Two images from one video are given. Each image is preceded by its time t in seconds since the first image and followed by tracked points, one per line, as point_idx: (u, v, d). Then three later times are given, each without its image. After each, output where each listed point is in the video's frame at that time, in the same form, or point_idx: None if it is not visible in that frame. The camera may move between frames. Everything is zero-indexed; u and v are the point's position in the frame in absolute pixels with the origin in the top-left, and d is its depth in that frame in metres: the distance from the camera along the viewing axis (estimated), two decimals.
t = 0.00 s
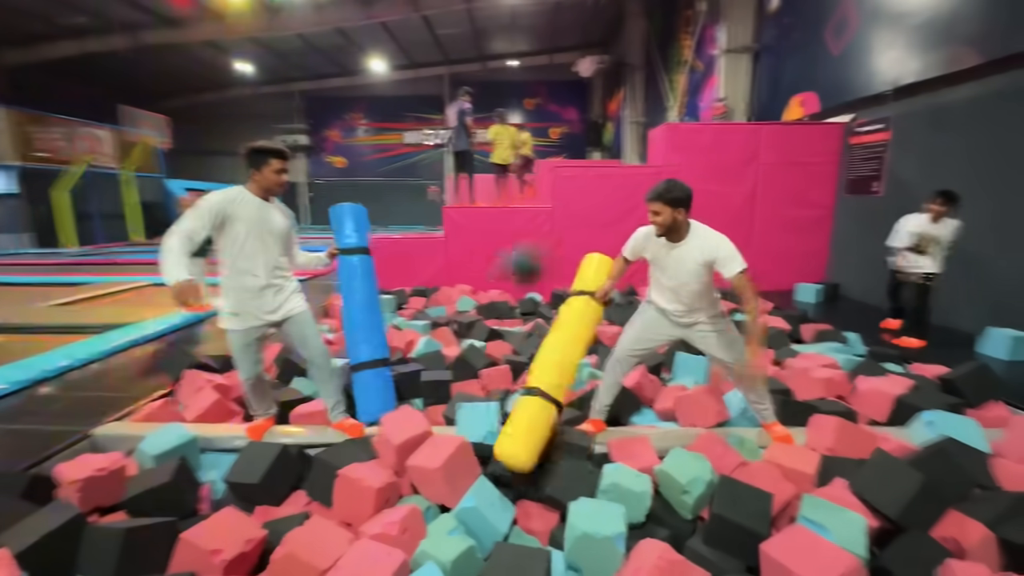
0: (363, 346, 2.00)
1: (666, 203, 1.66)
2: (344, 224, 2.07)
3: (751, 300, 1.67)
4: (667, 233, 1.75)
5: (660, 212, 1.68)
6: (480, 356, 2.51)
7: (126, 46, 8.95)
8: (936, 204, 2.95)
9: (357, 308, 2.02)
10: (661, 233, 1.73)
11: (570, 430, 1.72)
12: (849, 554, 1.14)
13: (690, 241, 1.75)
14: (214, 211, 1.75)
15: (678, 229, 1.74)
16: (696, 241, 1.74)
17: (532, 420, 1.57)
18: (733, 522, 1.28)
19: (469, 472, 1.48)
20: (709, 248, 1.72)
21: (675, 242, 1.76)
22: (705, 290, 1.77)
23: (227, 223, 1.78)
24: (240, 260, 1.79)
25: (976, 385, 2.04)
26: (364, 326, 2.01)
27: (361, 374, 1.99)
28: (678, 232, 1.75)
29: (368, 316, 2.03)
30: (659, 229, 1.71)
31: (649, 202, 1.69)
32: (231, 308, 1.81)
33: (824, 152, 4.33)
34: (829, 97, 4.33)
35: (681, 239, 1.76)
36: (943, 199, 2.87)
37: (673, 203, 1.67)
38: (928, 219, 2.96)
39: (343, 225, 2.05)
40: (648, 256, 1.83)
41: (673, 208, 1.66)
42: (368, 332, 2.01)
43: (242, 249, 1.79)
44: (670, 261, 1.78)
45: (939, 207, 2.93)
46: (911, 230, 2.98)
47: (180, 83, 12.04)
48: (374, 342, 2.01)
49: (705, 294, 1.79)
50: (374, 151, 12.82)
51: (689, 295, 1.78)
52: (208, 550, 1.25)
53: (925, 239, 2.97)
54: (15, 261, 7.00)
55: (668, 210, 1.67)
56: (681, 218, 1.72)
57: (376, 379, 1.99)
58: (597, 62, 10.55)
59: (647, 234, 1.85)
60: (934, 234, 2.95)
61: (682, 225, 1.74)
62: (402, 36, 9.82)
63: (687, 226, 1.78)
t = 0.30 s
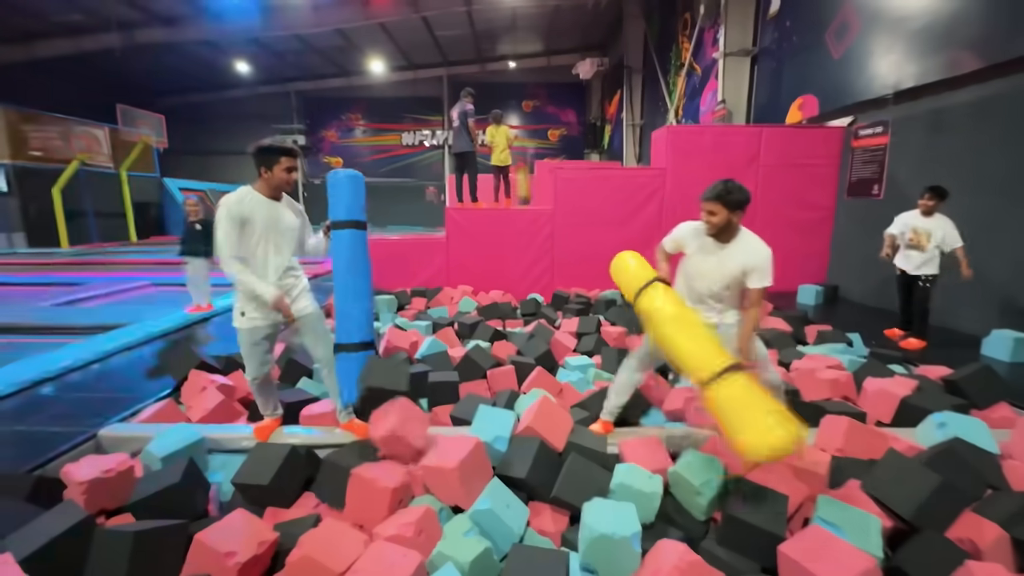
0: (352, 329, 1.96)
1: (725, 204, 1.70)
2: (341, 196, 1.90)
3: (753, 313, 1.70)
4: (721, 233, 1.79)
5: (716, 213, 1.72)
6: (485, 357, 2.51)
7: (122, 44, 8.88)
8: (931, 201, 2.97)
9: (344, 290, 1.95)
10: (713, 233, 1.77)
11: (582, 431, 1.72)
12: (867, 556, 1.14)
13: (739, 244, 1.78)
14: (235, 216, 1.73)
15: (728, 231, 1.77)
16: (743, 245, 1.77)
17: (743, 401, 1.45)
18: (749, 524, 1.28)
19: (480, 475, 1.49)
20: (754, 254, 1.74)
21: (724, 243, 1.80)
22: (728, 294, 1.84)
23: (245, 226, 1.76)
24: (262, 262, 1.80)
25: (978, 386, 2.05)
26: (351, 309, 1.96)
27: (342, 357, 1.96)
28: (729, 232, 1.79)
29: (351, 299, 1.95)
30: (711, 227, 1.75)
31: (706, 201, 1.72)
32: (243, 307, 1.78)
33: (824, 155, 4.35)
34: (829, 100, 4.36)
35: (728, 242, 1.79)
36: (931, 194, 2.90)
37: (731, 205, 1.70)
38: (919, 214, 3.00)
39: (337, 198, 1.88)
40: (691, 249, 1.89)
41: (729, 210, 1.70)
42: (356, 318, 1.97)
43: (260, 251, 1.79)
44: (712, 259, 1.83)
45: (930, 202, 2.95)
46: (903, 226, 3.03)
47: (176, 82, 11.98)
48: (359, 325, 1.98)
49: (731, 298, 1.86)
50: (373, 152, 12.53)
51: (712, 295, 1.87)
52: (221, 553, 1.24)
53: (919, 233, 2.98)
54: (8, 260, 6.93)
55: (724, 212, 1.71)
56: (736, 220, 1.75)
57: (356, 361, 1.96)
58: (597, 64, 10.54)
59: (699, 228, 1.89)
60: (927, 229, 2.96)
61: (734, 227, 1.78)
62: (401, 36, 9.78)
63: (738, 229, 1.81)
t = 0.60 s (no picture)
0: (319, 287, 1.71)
1: (728, 204, 1.72)
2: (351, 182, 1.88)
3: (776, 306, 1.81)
4: (726, 232, 1.80)
5: (720, 213, 1.74)
6: (485, 359, 2.55)
7: (126, 44, 8.95)
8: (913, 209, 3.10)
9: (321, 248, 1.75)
10: (718, 233, 1.79)
11: (580, 431, 1.75)
12: (855, 552, 1.17)
13: (745, 241, 1.81)
14: (248, 221, 1.76)
15: (733, 230, 1.79)
16: (750, 243, 1.80)
17: (805, 406, 1.63)
18: (741, 521, 1.32)
19: (480, 473, 1.52)
20: (760, 250, 1.78)
21: (730, 241, 1.81)
22: (739, 289, 1.86)
23: (262, 228, 1.80)
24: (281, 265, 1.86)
25: (971, 390, 2.08)
26: (321, 266, 1.73)
27: (293, 305, 1.66)
28: (734, 231, 1.80)
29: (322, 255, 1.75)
30: (716, 228, 1.77)
31: (710, 201, 1.74)
32: (253, 309, 1.82)
33: (822, 161, 4.38)
34: (827, 106, 4.40)
35: (734, 241, 1.81)
36: (909, 201, 3.04)
37: (734, 205, 1.73)
38: (905, 222, 3.13)
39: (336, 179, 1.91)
40: (695, 250, 1.90)
41: (733, 210, 1.72)
42: (321, 271, 1.72)
43: (274, 254, 1.85)
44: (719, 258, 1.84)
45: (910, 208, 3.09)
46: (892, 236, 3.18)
47: (179, 83, 12.03)
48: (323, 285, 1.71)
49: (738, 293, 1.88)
50: (374, 154, 12.65)
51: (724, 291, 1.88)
52: (226, 546, 1.27)
53: (905, 239, 3.10)
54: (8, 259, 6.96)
55: (729, 212, 1.73)
56: (739, 219, 1.77)
57: (303, 313, 1.65)
58: (598, 68, 10.60)
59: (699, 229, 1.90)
60: (912, 235, 3.07)
61: (739, 226, 1.79)
62: (403, 39, 9.84)
63: (742, 227, 1.83)
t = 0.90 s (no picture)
0: (307, 287, 1.80)
1: (707, 190, 1.81)
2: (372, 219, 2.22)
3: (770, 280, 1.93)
4: (704, 219, 1.89)
5: (699, 199, 1.84)
6: (483, 349, 2.64)
7: (127, 34, 8.95)
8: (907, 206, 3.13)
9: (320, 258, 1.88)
10: (698, 220, 1.88)
11: (574, 418, 1.84)
12: (825, 529, 1.26)
13: (725, 227, 1.90)
14: (244, 219, 1.91)
15: (714, 216, 1.88)
16: (730, 228, 1.89)
17: (788, 367, 1.81)
18: (721, 501, 1.40)
19: (477, 456, 1.61)
20: (741, 233, 1.87)
21: (712, 227, 1.90)
22: (727, 275, 1.94)
23: (255, 229, 1.94)
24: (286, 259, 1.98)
25: (950, 382, 2.17)
26: (313, 272, 1.84)
27: (272, 295, 1.75)
28: (714, 218, 1.90)
29: (326, 268, 1.87)
30: (695, 214, 1.87)
31: (690, 188, 1.84)
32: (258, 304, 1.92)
33: (817, 157, 4.45)
34: (824, 103, 4.46)
35: (715, 227, 1.90)
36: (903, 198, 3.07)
37: (712, 193, 1.82)
38: (898, 218, 3.15)
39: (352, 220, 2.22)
40: (685, 240, 1.97)
41: (712, 196, 1.82)
42: (315, 280, 1.83)
43: (275, 248, 1.96)
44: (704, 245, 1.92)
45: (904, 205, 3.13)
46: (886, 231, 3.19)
47: (179, 73, 12.02)
48: (313, 288, 1.82)
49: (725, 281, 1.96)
50: (373, 146, 12.80)
51: (714, 280, 1.95)
52: (241, 519, 1.37)
53: (895, 236, 3.14)
54: (10, 249, 7.00)
55: (706, 198, 1.83)
56: (717, 206, 1.86)
57: (282, 304, 1.73)
58: (598, 62, 10.64)
59: (680, 221, 1.99)
60: (902, 231, 3.11)
61: (718, 212, 1.89)
62: (404, 30, 9.83)
63: (721, 215, 1.93)
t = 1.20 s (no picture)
0: (298, 307, 1.88)
1: (662, 213, 1.91)
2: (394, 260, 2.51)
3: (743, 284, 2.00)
4: (664, 239, 1.99)
5: (656, 221, 1.94)
6: (484, 361, 2.69)
7: (135, 48, 9.13)
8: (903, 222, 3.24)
9: (329, 286, 2.02)
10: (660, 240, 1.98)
11: (572, 429, 1.90)
12: (812, 536, 1.31)
13: (687, 243, 1.99)
14: (247, 239, 1.97)
15: (674, 235, 1.98)
16: (690, 243, 1.97)
17: (778, 357, 1.83)
18: (713, 510, 1.45)
19: (477, 465, 1.67)
20: (702, 245, 1.96)
21: (673, 246, 2.00)
22: (702, 286, 2.02)
23: (258, 248, 2.00)
24: (287, 276, 2.04)
25: (939, 395, 2.22)
26: (311, 296, 1.94)
27: (262, 307, 1.83)
28: (674, 236, 1.99)
29: (328, 296, 1.99)
30: (655, 234, 1.97)
31: (646, 212, 1.94)
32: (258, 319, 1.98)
33: (812, 173, 4.53)
34: (818, 120, 4.55)
35: (678, 244, 2.00)
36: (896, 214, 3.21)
37: (668, 213, 1.92)
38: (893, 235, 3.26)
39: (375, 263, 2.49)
40: (654, 261, 2.07)
41: (666, 216, 1.92)
42: (312, 304, 1.93)
43: (275, 266, 2.03)
44: (669, 263, 2.01)
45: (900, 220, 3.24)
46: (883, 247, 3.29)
47: (185, 85, 12.19)
48: (305, 309, 1.90)
49: (701, 294, 2.04)
50: (377, 157, 12.83)
51: (687, 294, 2.03)
52: (250, 525, 1.42)
53: (891, 250, 3.23)
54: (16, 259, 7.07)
55: (662, 219, 1.93)
56: (674, 225, 1.96)
57: (270, 316, 1.81)
58: (598, 77, 10.78)
59: (648, 244, 2.10)
60: (898, 245, 3.20)
61: (677, 230, 1.98)
62: (408, 45, 9.98)
63: (681, 232, 2.02)
